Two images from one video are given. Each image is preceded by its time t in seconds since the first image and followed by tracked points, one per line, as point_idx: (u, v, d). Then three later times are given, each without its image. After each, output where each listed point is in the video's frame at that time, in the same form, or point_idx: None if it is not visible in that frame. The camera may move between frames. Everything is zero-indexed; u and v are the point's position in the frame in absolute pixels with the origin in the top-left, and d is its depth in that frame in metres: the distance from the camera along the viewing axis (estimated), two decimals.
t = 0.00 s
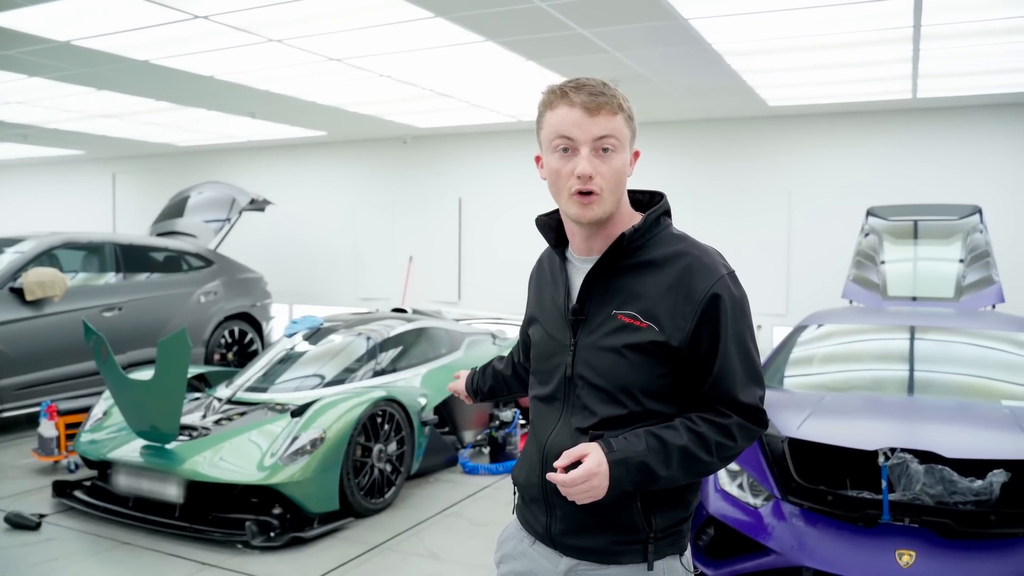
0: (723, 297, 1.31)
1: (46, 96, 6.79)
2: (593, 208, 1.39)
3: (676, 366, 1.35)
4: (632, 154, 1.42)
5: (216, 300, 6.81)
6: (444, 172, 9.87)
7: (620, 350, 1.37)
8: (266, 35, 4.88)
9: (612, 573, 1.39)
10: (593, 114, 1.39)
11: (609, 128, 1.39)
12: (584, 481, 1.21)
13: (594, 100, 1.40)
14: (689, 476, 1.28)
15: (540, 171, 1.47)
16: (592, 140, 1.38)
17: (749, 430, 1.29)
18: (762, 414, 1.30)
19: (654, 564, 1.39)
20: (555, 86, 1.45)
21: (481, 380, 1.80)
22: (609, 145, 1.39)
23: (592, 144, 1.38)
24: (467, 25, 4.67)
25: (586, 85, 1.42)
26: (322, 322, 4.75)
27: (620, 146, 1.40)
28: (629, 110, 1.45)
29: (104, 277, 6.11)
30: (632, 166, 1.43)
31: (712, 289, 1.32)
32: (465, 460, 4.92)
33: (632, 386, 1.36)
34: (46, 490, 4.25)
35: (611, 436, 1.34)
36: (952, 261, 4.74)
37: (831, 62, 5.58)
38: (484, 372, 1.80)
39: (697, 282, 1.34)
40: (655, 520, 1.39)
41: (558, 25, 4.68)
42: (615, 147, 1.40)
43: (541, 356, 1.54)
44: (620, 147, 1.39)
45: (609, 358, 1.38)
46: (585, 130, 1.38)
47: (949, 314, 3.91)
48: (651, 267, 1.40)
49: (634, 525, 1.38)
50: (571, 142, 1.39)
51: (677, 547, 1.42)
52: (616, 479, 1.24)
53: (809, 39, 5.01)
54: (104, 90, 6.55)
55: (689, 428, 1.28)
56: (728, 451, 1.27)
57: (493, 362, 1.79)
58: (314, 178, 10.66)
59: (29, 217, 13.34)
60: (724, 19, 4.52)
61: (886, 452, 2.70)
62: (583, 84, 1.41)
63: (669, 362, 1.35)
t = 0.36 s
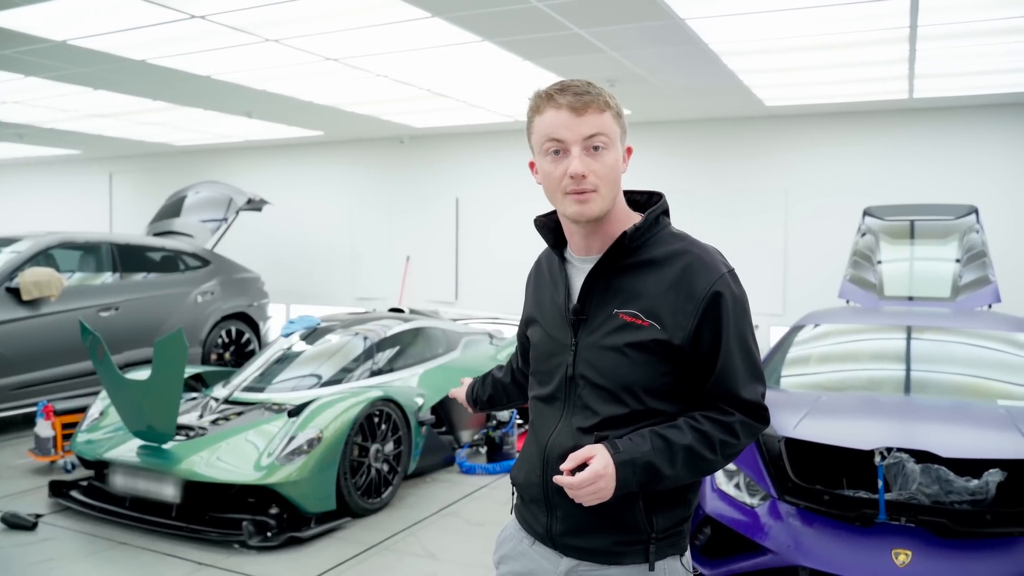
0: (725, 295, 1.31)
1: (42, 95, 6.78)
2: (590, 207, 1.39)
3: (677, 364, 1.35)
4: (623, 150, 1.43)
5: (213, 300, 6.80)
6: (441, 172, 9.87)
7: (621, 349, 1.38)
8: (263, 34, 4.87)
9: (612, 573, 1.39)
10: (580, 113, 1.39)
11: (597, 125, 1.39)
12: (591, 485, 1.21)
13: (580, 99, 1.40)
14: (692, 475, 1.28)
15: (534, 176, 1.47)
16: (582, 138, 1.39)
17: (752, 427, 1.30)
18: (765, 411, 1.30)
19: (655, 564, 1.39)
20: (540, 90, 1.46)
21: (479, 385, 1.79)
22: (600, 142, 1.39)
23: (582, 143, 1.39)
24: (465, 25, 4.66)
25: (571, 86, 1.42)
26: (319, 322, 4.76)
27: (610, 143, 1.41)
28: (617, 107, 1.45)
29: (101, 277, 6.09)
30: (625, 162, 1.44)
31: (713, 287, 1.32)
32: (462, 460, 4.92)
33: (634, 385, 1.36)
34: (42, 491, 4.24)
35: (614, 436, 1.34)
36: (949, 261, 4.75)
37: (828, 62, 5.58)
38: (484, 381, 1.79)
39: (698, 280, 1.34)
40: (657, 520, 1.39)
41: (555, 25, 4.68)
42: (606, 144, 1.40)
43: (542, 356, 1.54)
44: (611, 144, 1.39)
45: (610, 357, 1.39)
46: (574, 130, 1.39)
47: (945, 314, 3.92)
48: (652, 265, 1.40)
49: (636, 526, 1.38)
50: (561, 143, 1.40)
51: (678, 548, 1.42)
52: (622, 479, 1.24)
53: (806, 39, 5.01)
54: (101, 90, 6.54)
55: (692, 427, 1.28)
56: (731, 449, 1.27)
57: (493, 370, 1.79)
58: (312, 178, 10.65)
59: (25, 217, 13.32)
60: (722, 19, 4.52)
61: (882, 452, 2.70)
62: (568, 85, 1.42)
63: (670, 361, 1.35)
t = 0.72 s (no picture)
0: (724, 294, 1.31)
1: (40, 95, 6.77)
2: (587, 206, 1.39)
3: (678, 363, 1.35)
4: (622, 149, 1.42)
5: (211, 299, 6.79)
6: (439, 171, 9.87)
7: (622, 348, 1.38)
8: (261, 34, 4.87)
9: (612, 573, 1.39)
10: (579, 111, 1.39)
11: (596, 124, 1.39)
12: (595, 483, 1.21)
13: (579, 98, 1.40)
14: (694, 473, 1.29)
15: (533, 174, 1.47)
16: (581, 137, 1.38)
17: (754, 424, 1.30)
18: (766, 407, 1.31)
19: (655, 564, 1.39)
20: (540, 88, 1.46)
21: (476, 388, 1.77)
22: (598, 140, 1.39)
23: (581, 142, 1.39)
24: (463, 25, 4.66)
25: (570, 85, 1.42)
26: (317, 322, 4.76)
27: (609, 142, 1.40)
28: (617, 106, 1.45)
29: (99, 277, 6.08)
30: (624, 162, 1.43)
31: (713, 285, 1.32)
32: (461, 460, 4.92)
33: (635, 384, 1.36)
34: (41, 491, 4.23)
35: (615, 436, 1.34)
36: (947, 260, 4.75)
37: (826, 62, 5.59)
38: (482, 385, 1.77)
39: (698, 278, 1.34)
40: (657, 519, 1.39)
41: (553, 25, 4.68)
42: (604, 143, 1.40)
43: (542, 356, 1.53)
44: (609, 143, 1.39)
45: (610, 356, 1.39)
46: (573, 129, 1.39)
47: (944, 314, 3.92)
48: (653, 264, 1.40)
49: (637, 525, 1.38)
50: (560, 141, 1.39)
51: (678, 547, 1.42)
52: (625, 479, 1.23)
53: (803, 39, 5.02)
54: (99, 89, 6.53)
55: (694, 425, 1.28)
56: (733, 446, 1.28)
57: (491, 375, 1.78)
58: (310, 178, 10.64)
59: (24, 217, 13.31)
60: (720, 18, 4.52)
61: (881, 451, 2.70)
62: (568, 83, 1.42)
63: (670, 360, 1.35)
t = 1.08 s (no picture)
0: (698, 298, 1.26)
1: (38, 95, 6.76)
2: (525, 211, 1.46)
3: (651, 362, 1.33)
4: (538, 155, 1.40)
5: (210, 299, 6.78)
6: (438, 171, 9.87)
7: (598, 342, 1.37)
8: (260, 34, 4.87)
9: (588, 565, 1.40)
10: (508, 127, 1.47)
11: (515, 134, 1.43)
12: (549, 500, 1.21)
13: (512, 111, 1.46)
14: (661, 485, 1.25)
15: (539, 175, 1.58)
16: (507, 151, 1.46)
17: (727, 439, 1.24)
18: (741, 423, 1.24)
19: (631, 560, 1.39)
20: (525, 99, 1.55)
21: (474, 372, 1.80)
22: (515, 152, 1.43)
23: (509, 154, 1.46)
24: (463, 24, 4.66)
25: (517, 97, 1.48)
26: (316, 322, 4.76)
27: (523, 151, 1.41)
28: (541, 107, 1.40)
29: (97, 277, 6.07)
30: (548, 159, 1.38)
31: (688, 288, 1.28)
32: (460, 460, 4.91)
33: (609, 380, 1.35)
34: (39, 491, 4.22)
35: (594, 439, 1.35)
36: (946, 260, 4.76)
37: (825, 62, 5.59)
38: (484, 371, 1.77)
39: (673, 279, 1.30)
40: (633, 518, 1.38)
41: (551, 24, 4.68)
42: (521, 151, 1.42)
43: (535, 344, 1.55)
44: (518, 154, 1.41)
45: (587, 349, 1.39)
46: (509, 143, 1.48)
47: (942, 313, 3.92)
48: (635, 259, 1.38)
49: (612, 523, 1.38)
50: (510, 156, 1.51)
51: (656, 545, 1.41)
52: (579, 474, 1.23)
53: (801, 40, 5.03)
54: (97, 89, 6.52)
55: (660, 439, 1.24)
56: (700, 464, 1.22)
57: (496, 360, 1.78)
58: (308, 177, 10.63)
59: (21, 217, 13.29)
60: (720, 18, 4.52)
61: (880, 450, 2.71)
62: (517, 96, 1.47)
63: (645, 360, 1.33)
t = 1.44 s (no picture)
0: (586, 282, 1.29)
1: (37, 95, 6.75)
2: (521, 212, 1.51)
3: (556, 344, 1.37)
4: (520, 159, 1.44)
5: (209, 299, 6.78)
6: (438, 171, 9.87)
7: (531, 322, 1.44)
8: (261, 34, 4.87)
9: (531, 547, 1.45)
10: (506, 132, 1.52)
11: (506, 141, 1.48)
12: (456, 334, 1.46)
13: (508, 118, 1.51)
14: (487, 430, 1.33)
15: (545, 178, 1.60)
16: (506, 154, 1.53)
17: (524, 413, 1.26)
18: (534, 403, 1.24)
19: (554, 548, 1.42)
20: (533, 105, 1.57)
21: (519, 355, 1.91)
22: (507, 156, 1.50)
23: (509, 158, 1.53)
24: (464, 24, 4.66)
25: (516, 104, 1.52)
26: (316, 322, 4.75)
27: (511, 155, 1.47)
28: (524, 115, 1.44)
29: (97, 277, 6.06)
30: (528, 166, 1.43)
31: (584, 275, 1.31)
32: (460, 459, 4.92)
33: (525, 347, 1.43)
34: (40, 491, 4.22)
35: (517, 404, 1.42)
36: (945, 260, 4.78)
37: (825, 62, 5.60)
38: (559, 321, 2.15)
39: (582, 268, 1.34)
40: (558, 504, 1.41)
41: (552, 25, 4.68)
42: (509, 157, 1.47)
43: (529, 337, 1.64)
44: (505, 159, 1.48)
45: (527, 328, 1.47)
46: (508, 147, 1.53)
47: (942, 313, 3.93)
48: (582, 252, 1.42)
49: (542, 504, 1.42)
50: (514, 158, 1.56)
51: (586, 541, 1.40)
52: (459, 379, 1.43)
53: (802, 40, 5.04)
54: (97, 89, 6.52)
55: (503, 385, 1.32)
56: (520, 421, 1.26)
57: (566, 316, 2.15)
58: (308, 178, 10.63)
59: (20, 217, 13.27)
60: (721, 18, 4.52)
61: (881, 450, 2.72)
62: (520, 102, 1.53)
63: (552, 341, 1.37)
